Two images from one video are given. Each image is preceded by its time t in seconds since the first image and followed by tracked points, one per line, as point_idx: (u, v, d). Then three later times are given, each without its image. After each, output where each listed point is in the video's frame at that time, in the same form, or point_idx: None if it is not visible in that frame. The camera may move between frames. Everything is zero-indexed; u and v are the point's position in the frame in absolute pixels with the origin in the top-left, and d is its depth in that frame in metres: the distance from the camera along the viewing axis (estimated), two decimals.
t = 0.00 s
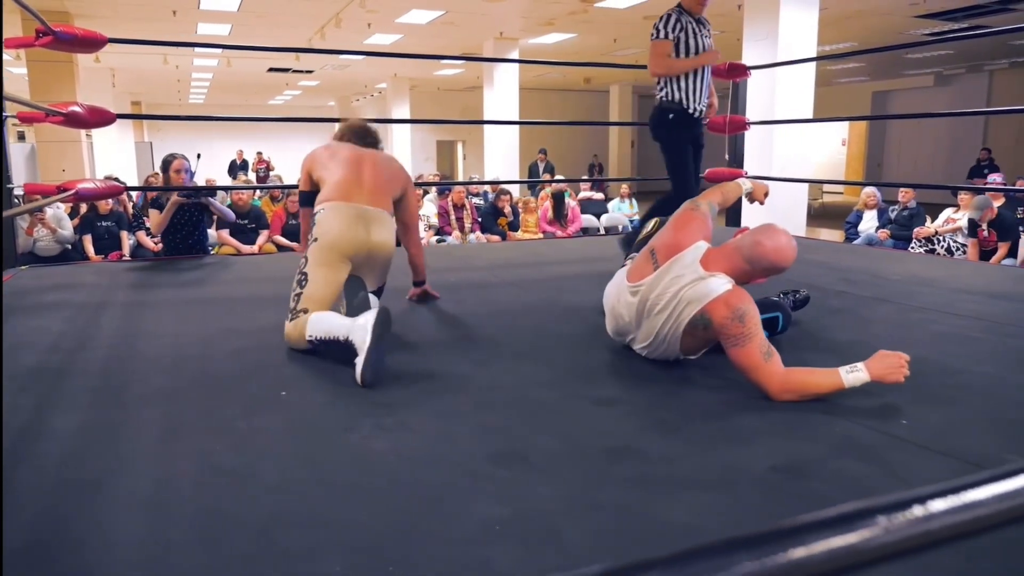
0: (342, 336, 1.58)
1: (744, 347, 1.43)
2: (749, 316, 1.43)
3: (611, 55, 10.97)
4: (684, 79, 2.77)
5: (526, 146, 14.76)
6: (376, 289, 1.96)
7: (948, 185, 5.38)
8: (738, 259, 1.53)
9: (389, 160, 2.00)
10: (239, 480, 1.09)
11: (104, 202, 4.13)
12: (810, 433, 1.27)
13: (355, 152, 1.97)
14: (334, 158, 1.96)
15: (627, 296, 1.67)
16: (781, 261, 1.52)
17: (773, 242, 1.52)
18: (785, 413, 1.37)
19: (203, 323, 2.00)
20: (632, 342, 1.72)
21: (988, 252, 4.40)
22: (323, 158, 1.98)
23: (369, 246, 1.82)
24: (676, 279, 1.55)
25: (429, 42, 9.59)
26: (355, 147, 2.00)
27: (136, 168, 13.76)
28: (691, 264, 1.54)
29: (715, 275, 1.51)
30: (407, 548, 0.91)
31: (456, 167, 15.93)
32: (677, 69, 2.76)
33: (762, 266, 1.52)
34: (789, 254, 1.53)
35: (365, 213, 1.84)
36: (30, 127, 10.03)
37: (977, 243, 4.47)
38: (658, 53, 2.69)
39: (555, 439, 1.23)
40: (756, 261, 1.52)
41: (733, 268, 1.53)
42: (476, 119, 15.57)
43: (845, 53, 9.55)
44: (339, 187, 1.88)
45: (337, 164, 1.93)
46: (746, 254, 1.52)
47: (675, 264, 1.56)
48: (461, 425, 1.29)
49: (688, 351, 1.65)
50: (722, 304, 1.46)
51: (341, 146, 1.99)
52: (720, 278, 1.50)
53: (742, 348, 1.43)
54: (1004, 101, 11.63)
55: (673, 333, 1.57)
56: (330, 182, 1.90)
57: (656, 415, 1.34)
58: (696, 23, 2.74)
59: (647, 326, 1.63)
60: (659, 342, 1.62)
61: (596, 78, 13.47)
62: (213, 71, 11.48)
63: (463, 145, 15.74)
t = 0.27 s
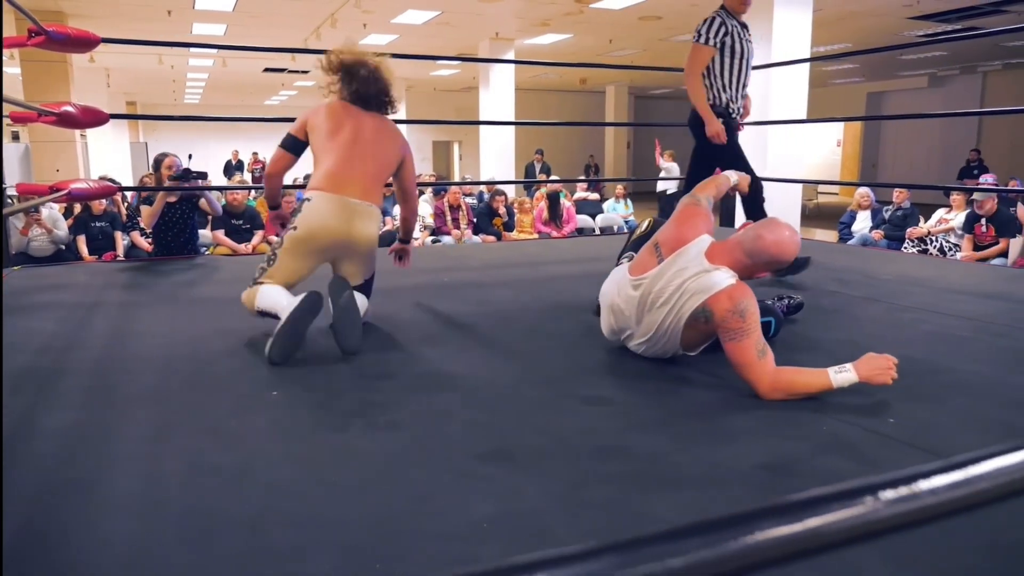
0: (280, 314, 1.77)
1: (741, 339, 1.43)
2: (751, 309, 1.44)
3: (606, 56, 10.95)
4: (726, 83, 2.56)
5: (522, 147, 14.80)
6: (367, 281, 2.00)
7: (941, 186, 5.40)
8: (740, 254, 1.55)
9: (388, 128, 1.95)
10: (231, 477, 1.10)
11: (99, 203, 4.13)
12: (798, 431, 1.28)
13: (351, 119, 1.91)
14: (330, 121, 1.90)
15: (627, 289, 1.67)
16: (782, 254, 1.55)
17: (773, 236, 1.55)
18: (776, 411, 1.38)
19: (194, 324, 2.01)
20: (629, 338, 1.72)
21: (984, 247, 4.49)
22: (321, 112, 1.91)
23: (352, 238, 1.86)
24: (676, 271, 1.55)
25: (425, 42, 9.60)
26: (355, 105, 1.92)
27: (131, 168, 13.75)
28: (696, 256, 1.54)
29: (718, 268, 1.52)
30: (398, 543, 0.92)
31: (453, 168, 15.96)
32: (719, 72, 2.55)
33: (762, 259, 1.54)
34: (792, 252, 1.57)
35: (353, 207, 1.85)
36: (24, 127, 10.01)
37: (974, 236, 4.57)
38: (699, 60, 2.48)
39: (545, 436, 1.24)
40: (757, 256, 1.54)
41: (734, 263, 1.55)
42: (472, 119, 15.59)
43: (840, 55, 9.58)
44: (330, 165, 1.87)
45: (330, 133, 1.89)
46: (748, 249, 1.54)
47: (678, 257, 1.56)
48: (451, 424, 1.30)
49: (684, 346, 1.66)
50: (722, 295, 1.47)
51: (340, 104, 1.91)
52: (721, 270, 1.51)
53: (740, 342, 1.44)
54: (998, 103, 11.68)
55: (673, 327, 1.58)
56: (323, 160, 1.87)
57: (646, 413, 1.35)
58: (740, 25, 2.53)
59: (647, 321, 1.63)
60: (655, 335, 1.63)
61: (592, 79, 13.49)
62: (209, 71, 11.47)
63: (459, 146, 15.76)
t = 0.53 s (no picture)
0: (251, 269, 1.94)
1: (728, 334, 1.43)
2: (744, 305, 1.44)
3: (597, 57, 10.96)
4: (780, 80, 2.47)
5: (514, 147, 14.80)
6: (355, 276, 2.00)
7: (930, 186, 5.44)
8: (738, 253, 1.55)
9: (371, 116, 1.94)
10: (217, 476, 1.10)
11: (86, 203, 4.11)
12: (786, 429, 1.28)
13: (334, 108, 1.89)
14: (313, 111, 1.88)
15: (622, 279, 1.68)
16: (781, 257, 1.54)
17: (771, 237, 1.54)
18: (760, 408, 1.39)
19: (182, 323, 2.00)
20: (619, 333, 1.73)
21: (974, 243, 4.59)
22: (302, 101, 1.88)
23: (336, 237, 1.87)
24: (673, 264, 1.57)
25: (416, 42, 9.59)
26: (337, 93, 1.90)
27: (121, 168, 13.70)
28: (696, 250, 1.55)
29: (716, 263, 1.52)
30: (386, 539, 0.92)
31: (444, 168, 15.95)
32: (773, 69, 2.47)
33: (759, 260, 1.54)
34: (789, 255, 1.55)
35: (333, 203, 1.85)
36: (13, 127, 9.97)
37: (965, 232, 4.67)
38: (752, 59, 2.41)
39: (532, 436, 1.24)
40: (757, 257, 1.54)
41: (732, 261, 1.55)
42: (464, 119, 15.58)
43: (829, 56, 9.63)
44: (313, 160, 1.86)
45: (313, 124, 1.87)
46: (747, 249, 1.54)
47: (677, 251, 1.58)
48: (439, 424, 1.30)
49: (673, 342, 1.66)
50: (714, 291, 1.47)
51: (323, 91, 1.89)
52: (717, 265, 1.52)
53: (729, 337, 1.43)
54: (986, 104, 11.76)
55: (665, 320, 1.58)
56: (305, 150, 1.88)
57: (634, 412, 1.35)
58: (786, 23, 2.46)
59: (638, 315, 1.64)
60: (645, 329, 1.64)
61: (584, 80, 13.51)
62: (199, 71, 11.44)
63: (451, 146, 15.76)
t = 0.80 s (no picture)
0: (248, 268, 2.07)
1: (707, 329, 1.44)
2: (726, 304, 1.46)
3: (577, 58, 10.96)
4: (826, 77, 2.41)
5: (495, 147, 14.78)
6: (331, 276, 2.00)
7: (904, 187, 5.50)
8: (725, 252, 1.58)
9: (324, 106, 1.92)
10: (190, 475, 1.10)
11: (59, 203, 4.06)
12: (759, 424, 1.30)
13: (285, 104, 1.87)
14: (264, 109, 1.86)
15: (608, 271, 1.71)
16: (767, 257, 1.56)
17: (757, 238, 1.56)
18: (734, 404, 1.40)
19: (157, 324, 1.98)
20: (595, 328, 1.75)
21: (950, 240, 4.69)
22: (251, 99, 1.86)
23: (306, 236, 1.90)
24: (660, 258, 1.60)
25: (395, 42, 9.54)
26: (286, 88, 1.88)
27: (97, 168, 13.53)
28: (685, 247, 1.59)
29: (703, 261, 1.55)
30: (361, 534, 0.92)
31: (425, 169, 15.90)
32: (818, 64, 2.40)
33: (742, 258, 1.56)
34: (774, 259, 1.58)
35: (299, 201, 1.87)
36: None
37: (941, 230, 4.77)
38: (798, 56, 2.35)
39: (508, 434, 1.24)
40: (742, 256, 1.56)
41: (717, 260, 1.58)
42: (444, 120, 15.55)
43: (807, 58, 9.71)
44: (272, 161, 1.87)
45: (266, 124, 1.86)
46: (735, 248, 1.56)
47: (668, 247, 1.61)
48: (415, 422, 1.30)
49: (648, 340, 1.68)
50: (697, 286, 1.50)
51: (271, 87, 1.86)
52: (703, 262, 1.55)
53: (709, 333, 1.44)
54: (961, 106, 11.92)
55: (643, 315, 1.60)
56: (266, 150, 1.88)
57: (609, 410, 1.36)
58: (829, 12, 2.39)
59: (616, 308, 1.67)
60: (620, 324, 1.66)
61: (565, 80, 13.53)
62: (176, 71, 11.32)
63: (432, 147, 15.72)
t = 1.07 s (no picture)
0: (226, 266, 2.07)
1: (692, 329, 1.45)
2: (710, 303, 1.48)
3: (562, 57, 10.87)
4: (863, 75, 2.31)
5: (480, 147, 14.77)
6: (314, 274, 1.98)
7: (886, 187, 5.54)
8: (704, 249, 1.58)
9: (297, 101, 1.90)
10: (170, 476, 1.09)
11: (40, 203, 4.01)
12: (740, 422, 1.31)
13: (258, 102, 1.84)
14: (239, 109, 1.83)
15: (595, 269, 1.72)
16: (746, 255, 1.54)
17: (739, 236, 1.55)
18: (715, 402, 1.40)
19: (138, 325, 1.96)
20: (578, 325, 1.75)
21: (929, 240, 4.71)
22: (224, 99, 1.83)
23: (290, 234, 1.90)
24: (649, 257, 1.62)
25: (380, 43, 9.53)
26: (258, 84, 1.85)
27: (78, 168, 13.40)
28: (671, 246, 1.60)
29: (688, 261, 1.57)
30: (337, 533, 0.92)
31: (410, 169, 15.86)
32: (856, 61, 2.31)
33: (723, 258, 1.55)
34: (759, 257, 1.56)
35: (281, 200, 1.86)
36: None
37: (921, 229, 4.79)
38: (827, 54, 2.29)
39: (491, 433, 1.24)
40: (723, 256, 1.56)
41: (700, 258, 1.58)
42: (429, 120, 15.53)
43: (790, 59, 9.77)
44: (252, 160, 1.86)
45: (243, 123, 1.84)
46: (714, 247, 1.56)
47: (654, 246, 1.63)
48: (397, 422, 1.29)
49: (635, 337, 1.69)
50: (683, 285, 1.51)
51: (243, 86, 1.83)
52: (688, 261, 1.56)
53: (693, 331, 1.46)
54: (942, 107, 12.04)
55: (628, 312, 1.62)
56: (244, 149, 1.87)
57: (592, 408, 1.36)
58: (863, 7, 2.31)
59: (602, 306, 1.67)
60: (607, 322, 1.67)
61: (550, 81, 13.55)
62: (159, 70, 11.23)
63: (417, 147, 15.69)
